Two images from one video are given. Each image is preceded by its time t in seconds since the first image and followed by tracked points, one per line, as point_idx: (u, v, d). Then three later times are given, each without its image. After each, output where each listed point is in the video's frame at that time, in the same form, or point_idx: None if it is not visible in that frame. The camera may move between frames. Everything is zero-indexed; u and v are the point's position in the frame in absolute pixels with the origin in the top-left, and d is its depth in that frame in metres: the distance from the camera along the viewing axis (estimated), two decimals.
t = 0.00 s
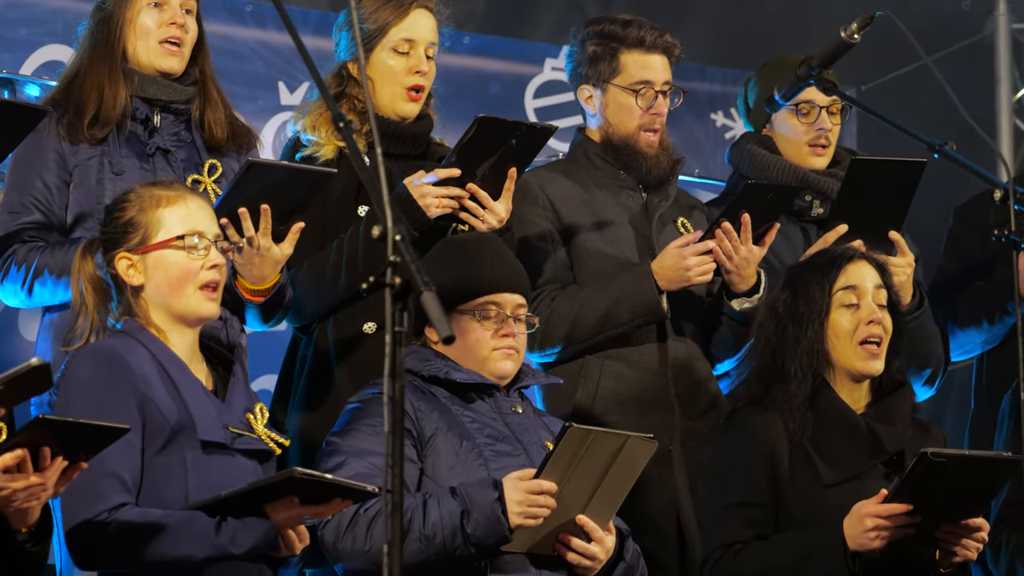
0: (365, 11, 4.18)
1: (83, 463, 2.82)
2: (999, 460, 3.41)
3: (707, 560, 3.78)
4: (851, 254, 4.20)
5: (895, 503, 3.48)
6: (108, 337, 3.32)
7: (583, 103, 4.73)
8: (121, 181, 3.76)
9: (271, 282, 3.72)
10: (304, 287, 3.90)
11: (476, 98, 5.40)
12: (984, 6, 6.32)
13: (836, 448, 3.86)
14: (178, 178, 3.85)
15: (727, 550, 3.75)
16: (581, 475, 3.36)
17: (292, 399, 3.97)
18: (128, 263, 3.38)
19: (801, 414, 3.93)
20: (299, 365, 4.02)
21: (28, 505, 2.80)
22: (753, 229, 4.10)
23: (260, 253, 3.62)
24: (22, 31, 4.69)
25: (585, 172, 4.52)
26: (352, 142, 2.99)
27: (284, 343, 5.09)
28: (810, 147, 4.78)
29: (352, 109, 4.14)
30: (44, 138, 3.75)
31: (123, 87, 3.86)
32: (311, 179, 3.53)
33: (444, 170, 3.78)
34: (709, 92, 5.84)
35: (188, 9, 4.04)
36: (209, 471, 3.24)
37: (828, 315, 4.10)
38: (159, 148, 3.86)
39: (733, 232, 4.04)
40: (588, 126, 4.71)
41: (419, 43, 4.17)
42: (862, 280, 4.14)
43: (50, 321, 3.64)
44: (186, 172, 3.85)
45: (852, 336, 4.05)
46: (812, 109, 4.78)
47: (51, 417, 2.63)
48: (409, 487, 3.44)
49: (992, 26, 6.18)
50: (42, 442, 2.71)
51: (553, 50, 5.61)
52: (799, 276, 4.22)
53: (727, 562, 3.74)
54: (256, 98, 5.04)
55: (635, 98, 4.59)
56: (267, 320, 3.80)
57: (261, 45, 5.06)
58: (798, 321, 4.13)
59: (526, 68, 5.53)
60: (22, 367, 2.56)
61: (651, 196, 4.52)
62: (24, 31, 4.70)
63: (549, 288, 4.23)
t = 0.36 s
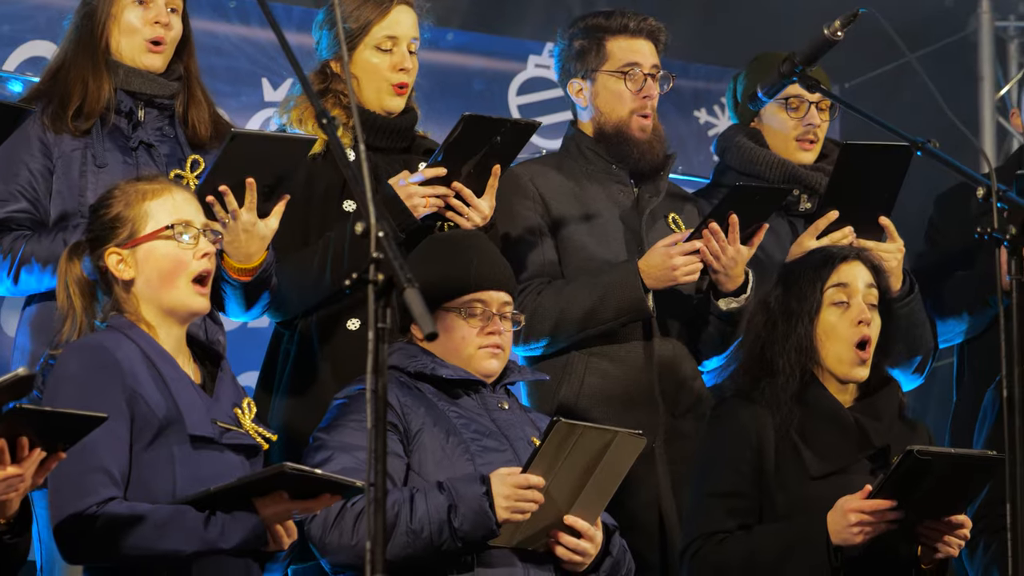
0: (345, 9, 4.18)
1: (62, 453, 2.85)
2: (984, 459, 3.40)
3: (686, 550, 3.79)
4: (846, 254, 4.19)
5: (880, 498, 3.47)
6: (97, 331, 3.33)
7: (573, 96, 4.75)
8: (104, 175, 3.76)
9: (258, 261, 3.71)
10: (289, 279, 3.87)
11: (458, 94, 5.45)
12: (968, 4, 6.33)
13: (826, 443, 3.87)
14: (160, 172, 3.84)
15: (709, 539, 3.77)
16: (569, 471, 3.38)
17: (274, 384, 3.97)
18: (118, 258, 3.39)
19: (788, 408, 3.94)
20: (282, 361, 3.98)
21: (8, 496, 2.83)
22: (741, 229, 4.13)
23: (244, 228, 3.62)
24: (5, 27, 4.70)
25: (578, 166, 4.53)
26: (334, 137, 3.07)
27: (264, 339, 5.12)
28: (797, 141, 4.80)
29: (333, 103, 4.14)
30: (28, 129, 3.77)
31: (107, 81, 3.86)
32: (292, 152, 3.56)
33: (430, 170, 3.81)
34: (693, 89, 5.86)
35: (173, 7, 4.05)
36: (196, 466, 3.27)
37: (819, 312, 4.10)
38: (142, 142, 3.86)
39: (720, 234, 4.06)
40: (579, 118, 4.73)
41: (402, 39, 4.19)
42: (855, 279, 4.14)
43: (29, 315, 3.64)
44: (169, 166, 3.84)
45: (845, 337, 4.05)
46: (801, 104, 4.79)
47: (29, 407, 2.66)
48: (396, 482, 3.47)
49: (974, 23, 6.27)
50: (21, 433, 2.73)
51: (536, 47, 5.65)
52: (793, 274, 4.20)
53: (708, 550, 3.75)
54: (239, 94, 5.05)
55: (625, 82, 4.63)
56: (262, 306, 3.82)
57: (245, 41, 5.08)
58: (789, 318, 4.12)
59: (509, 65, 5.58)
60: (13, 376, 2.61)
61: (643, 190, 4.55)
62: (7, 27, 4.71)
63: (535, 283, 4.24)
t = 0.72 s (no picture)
0: (330, 9, 4.21)
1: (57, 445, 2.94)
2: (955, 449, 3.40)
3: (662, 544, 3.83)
4: (834, 258, 4.18)
5: (852, 489, 3.48)
6: (84, 327, 3.37)
7: (566, 92, 4.74)
8: (87, 173, 3.80)
9: (240, 264, 3.74)
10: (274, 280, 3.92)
11: (439, 92, 5.56)
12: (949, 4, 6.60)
13: (802, 437, 3.89)
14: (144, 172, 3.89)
15: (685, 532, 3.80)
16: (556, 468, 3.40)
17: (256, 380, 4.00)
18: (103, 254, 3.41)
19: (768, 407, 3.96)
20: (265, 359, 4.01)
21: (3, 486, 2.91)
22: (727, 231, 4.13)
23: (228, 232, 3.66)
24: None
25: (567, 163, 4.55)
26: (315, 135, 3.07)
27: (248, 337, 5.21)
28: (785, 140, 4.81)
29: (315, 101, 4.18)
30: (12, 126, 3.80)
31: (92, 81, 3.90)
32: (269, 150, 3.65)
33: (414, 165, 3.85)
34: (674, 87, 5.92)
35: (163, 15, 4.08)
36: (184, 462, 3.29)
37: (803, 316, 4.10)
38: (126, 142, 3.89)
39: (706, 232, 4.09)
40: (572, 113, 4.73)
41: (384, 42, 4.23)
42: (841, 284, 4.13)
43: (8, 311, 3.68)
44: (153, 166, 3.89)
45: (826, 338, 4.05)
46: (790, 103, 4.80)
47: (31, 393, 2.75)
48: (382, 479, 3.49)
49: (956, 22, 6.52)
50: (20, 422, 2.82)
51: (517, 45, 5.76)
52: (781, 274, 4.21)
53: (683, 544, 3.79)
54: (221, 91, 5.15)
55: (618, 82, 4.61)
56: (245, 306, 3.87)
57: (226, 38, 5.18)
58: (773, 318, 4.14)
59: (490, 63, 5.68)
60: None
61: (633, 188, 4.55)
62: None
63: (522, 279, 4.27)
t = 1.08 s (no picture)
0: (312, 6, 4.22)
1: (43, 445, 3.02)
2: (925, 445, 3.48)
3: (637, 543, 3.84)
4: (813, 258, 4.18)
5: (821, 486, 3.50)
6: (67, 325, 3.37)
7: (559, 90, 4.69)
8: (71, 173, 3.83)
9: (226, 262, 3.75)
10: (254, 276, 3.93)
11: (419, 90, 5.64)
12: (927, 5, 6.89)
13: (780, 440, 3.89)
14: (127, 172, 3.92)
15: (658, 531, 3.82)
16: (541, 464, 3.34)
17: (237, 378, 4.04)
18: (85, 253, 3.41)
19: (744, 406, 3.98)
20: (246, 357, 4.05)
21: None
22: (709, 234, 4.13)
23: (214, 230, 3.67)
24: None
25: (552, 162, 4.55)
26: (295, 133, 3.01)
27: (227, 334, 5.26)
28: (766, 139, 4.81)
29: (296, 100, 4.21)
30: None
31: (78, 80, 3.91)
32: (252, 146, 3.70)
33: (395, 166, 3.84)
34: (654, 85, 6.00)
35: (150, 13, 4.08)
36: (166, 461, 3.30)
37: (785, 314, 4.11)
38: (110, 142, 3.93)
39: (687, 236, 4.07)
40: (564, 111, 4.70)
41: (366, 42, 4.24)
42: (824, 283, 4.13)
43: None
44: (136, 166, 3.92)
45: (805, 336, 4.06)
46: (772, 102, 4.80)
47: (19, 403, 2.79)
48: (366, 478, 3.36)
49: (935, 23, 6.74)
50: (8, 428, 2.88)
51: (497, 44, 5.84)
52: (763, 273, 4.22)
53: (657, 543, 3.80)
54: (200, 89, 5.23)
55: (611, 86, 4.57)
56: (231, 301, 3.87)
57: (206, 36, 5.26)
58: (756, 316, 4.14)
59: (470, 62, 5.76)
60: None
61: (619, 189, 4.53)
62: None
63: (503, 278, 4.29)
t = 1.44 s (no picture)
0: (305, 8, 4.20)
1: (29, 445, 2.97)
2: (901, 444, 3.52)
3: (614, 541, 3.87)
4: (797, 259, 4.18)
5: (800, 485, 3.53)
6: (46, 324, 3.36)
7: (552, 88, 4.70)
8: (52, 175, 3.80)
9: (209, 259, 3.77)
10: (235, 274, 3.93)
11: (400, 89, 5.64)
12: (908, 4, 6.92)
13: (758, 441, 3.91)
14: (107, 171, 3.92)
15: (635, 530, 3.85)
16: (525, 463, 3.36)
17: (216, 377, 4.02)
18: (64, 252, 3.40)
19: (725, 405, 3.98)
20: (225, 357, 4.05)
21: None
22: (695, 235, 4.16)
23: (197, 227, 3.68)
24: None
25: (542, 161, 4.56)
26: (275, 134, 3.02)
27: (206, 334, 5.24)
28: (749, 138, 4.82)
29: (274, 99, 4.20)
30: None
31: (55, 83, 3.89)
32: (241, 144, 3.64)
33: (380, 170, 3.85)
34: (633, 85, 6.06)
35: (119, 5, 4.07)
36: (146, 459, 3.30)
37: (770, 312, 4.10)
38: (88, 142, 3.92)
39: (672, 237, 4.10)
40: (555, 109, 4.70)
41: (355, 47, 4.23)
42: (810, 283, 4.13)
43: None
44: (116, 165, 3.92)
45: (792, 333, 4.06)
46: (753, 101, 4.80)
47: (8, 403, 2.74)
48: (351, 477, 3.36)
49: (915, 22, 6.83)
50: None
51: (478, 43, 5.85)
52: (749, 273, 4.21)
53: (635, 542, 3.83)
54: (181, 87, 5.22)
55: (602, 94, 4.56)
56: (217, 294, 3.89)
57: (186, 35, 5.25)
58: (741, 315, 4.13)
59: (451, 61, 5.76)
60: None
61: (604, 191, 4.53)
62: None
63: (484, 277, 4.31)
